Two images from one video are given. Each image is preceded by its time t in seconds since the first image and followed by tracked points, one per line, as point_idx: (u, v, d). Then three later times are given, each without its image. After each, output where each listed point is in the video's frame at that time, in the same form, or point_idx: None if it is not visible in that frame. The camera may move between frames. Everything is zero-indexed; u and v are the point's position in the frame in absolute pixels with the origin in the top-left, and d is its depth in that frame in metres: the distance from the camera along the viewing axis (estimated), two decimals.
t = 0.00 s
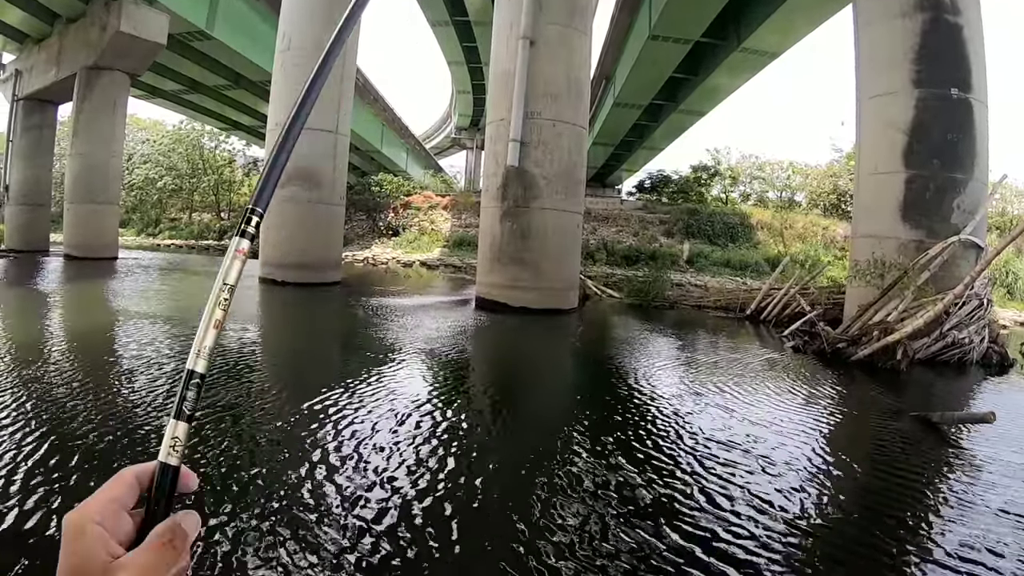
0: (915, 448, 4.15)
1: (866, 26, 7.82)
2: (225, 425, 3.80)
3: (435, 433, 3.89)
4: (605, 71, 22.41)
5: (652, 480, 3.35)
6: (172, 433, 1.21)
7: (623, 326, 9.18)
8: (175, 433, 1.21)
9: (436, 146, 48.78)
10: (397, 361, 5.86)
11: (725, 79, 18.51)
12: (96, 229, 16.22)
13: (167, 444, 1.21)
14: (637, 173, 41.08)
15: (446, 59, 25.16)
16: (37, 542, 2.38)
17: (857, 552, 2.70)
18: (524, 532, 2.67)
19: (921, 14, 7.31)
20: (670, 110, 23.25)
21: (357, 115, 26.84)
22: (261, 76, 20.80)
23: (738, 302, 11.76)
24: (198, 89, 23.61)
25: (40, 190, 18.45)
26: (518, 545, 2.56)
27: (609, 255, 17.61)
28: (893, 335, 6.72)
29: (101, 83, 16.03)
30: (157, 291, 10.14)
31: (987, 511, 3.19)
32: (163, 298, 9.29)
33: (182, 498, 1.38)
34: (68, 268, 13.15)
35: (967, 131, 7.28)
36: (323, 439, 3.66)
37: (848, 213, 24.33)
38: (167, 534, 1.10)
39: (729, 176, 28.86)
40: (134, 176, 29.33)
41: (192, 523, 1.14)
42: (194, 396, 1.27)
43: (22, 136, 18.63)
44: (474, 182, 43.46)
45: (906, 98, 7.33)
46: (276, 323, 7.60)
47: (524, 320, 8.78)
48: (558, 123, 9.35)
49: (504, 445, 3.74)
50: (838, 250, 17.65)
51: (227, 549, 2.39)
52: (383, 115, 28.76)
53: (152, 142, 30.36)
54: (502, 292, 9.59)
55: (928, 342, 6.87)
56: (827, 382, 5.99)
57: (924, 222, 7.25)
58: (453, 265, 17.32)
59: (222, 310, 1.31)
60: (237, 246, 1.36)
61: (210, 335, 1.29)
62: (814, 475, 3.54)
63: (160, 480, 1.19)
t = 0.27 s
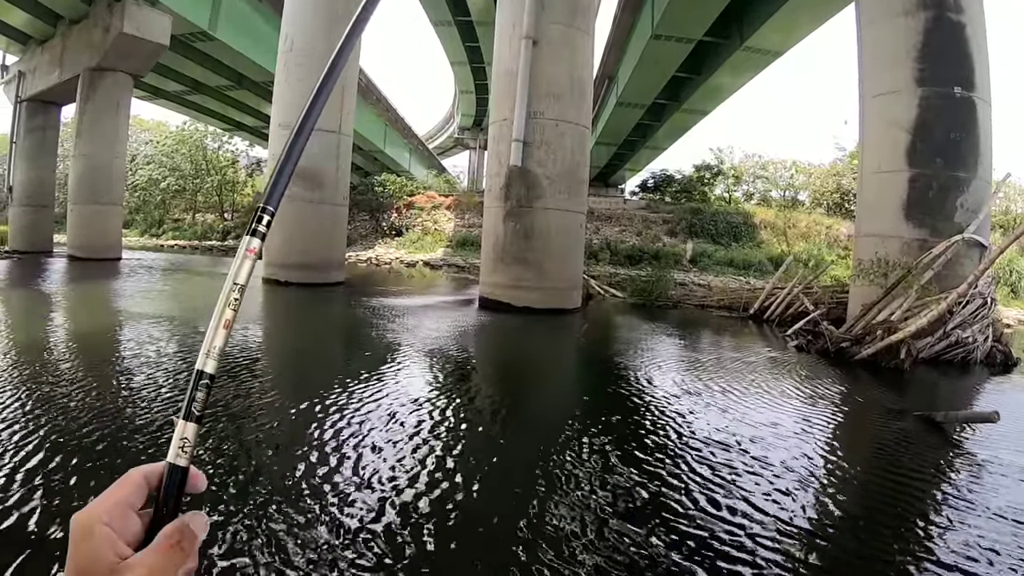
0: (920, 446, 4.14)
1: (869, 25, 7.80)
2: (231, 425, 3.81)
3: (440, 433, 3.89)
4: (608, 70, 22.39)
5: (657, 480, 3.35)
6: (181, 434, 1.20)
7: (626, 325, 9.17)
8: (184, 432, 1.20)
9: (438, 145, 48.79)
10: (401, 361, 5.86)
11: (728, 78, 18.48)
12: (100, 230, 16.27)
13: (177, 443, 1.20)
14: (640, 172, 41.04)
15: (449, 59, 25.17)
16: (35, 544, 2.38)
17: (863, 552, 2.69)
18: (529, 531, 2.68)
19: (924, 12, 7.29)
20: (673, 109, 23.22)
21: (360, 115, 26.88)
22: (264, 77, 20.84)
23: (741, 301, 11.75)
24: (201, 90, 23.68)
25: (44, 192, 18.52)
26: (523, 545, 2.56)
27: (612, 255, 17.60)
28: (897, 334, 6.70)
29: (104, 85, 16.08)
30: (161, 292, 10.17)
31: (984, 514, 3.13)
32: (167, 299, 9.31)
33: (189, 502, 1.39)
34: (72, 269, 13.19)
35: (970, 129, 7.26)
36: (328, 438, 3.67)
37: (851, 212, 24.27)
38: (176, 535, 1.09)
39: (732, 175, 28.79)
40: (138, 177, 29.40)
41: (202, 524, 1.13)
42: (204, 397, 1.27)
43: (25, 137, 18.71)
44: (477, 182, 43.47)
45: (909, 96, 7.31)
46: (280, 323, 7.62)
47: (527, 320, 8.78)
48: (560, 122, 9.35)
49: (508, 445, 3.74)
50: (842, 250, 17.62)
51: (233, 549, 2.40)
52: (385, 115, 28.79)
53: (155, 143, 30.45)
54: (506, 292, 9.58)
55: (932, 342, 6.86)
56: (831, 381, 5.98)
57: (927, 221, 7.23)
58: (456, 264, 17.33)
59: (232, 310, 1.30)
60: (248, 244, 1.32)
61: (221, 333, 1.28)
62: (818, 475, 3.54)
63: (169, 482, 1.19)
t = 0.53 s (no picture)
0: (922, 446, 4.13)
1: (871, 23, 7.78)
2: (233, 425, 3.82)
3: (442, 432, 3.89)
4: (609, 69, 22.37)
5: (659, 479, 3.34)
6: (169, 423, 1.20)
7: (628, 324, 9.17)
8: (172, 422, 1.20)
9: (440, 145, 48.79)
10: (403, 361, 5.86)
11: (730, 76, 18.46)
12: (102, 230, 16.29)
13: (164, 434, 1.20)
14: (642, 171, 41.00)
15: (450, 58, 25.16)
16: (32, 544, 2.39)
17: (865, 552, 2.67)
18: (529, 531, 2.67)
19: (926, 11, 7.27)
20: (675, 108, 23.19)
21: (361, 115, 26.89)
22: (265, 76, 20.85)
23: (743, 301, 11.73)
24: (203, 90, 23.72)
25: (46, 192, 18.56)
26: (523, 545, 2.55)
27: (614, 254, 17.59)
28: (899, 333, 6.68)
29: (106, 85, 16.10)
30: (163, 291, 10.19)
31: (976, 517, 3.08)
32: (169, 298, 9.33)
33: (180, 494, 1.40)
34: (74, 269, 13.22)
35: (973, 128, 7.25)
36: (330, 438, 3.68)
37: (853, 211, 24.22)
38: (165, 527, 1.11)
39: (735, 174, 28.73)
40: (140, 177, 29.44)
41: (190, 514, 1.16)
42: (193, 383, 1.26)
43: (27, 138, 18.75)
44: (479, 182, 43.46)
45: (912, 95, 7.29)
46: (281, 323, 7.62)
47: (529, 320, 8.77)
48: (562, 122, 9.35)
49: (510, 445, 3.74)
50: (845, 249, 17.58)
51: (234, 550, 2.40)
52: (387, 114, 28.79)
53: (158, 144, 30.49)
54: (508, 291, 9.58)
55: (935, 341, 6.84)
56: (833, 381, 5.97)
57: (929, 220, 7.21)
58: (458, 264, 17.33)
59: (220, 294, 1.29)
60: (236, 227, 1.34)
61: (206, 317, 1.27)
62: (820, 474, 3.53)
63: (156, 473, 1.19)
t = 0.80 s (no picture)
0: (924, 445, 4.12)
1: (873, 22, 7.77)
2: (235, 425, 3.82)
3: (443, 432, 3.89)
4: (611, 68, 22.35)
5: (661, 480, 3.33)
6: (162, 416, 1.23)
7: (629, 324, 9.16)
8: (165, 412, 1.23)
9: (442, 145, 48.80)
10: (405, 360, 5.86)
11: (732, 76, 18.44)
12: (104, 230, 16.32)
13: (157, 427, 1.23)
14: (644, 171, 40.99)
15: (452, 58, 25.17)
16: (34, 544, 2.39)
17: (868, 552, 2.66)
18: (531, 531, 2.67)
19: (928, 10, 7.25)
20: (677, 107, 23.17)
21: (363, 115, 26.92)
22: (267, 77, 20.88)
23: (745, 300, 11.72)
24: (205, 90, 23.75)
25: (48, 192, 18.60)
26: (524, 546, 2.55)
27: (616, 253, 17.58)
28: (901, 332, 6.66)
29: (108, 85, 16.13)
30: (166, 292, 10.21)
31: (973, 520, 3.03)
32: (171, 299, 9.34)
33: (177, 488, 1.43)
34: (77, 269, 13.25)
35: (975, 127, 7.23)
36: (332, 438, 3.67)
37: (856, 210, 24.18)
38: (159, 522, 1.11)
39: (737, 174, 28.69)
40: (143, 177, 29.48)
41: (186, 508, 1.16)
42: (185, 374, 1.28)
43: (30, 138, 18.80)
44: (481, 182, 43.43)
45: (914, 94, 7.28)
46: (284, 323, 7.63)
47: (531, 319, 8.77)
48: (564, 121, 9.35)
49: (511, 444, 3.73)
50: (847, 248, 17.56)
51: (234, 550, 2.40)
52: (389, 114, 28.81)
53: (160, 144, 30.55)
54: (511, 291, 9.57)
55: (937, 340, 6.82)
56: (835, 380, 5.96)
57: (932, 220, 7.20)
58: (460, 263, 17.33)
59: (212, 283, 1.31)
60: (228, 213, 1.38)
61: (196, 309, 1.29)
62: (823, 474, 3.52)
63: (150, 466, 1.21)
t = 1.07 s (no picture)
0: (926, 445, 4.12)
1: (875, 22, 7.75)
2: (240, 426, 3.82)
3: (445, 433, 3.89)
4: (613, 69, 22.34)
5: (663, 480, 3.32)
6: (180, 433, 1.21)
7: (632, 324, 9.15)
8: (183, 428, 1.21)
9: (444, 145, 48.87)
10: (407, 361, 5.86)
11: (734, 76, 18.44)
12: (106, 229, 16.35)
13: (175, 443, 1.21)
14: (646, 171, 40.98)
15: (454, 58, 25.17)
16: (35, 545, 2.39)
17: (872, 553, 2.66)
18: (533, 532, 2.66)
19: (930, 9, 7.24)
20: (679, 107, 23.15)
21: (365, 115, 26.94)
22: (269, 77, 20.89)
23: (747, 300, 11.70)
24: (207, 90, 23.79)
25: (51, 192, 18.64)
26: (527, 547, 2.54)
27: (618, 254, 17.57)
28: (904, 332, 6.65)
29: (111, 85, 16.15)
30: (168, 292, 10.22)
31: (970, 524, 2.98)
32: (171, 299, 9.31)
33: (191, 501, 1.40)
34: (79, 269, 13.27)
35: (977, 127, 7.22)
36: (332, 439, 3.67)
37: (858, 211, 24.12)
38: (175, 536, 1.10)
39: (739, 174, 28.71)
40: (145, 177, 29.54)
41: (202, 521, 1.15)
42: (203, 394, 1.27)
43: (32, 138, 18.85)
44: (482, 182, 43.42)
45: (916, 94, 7.26)
46: (286, 323, 7.64)
47: (533, 319, 8.77)
48: (567, 121, 9.35)
49: (514, 445, 3.73)
50: (849, 248, 17.54)
51: (236, 550, 2.40)
52: (391, 114, 28.82)
53: (162, 144, 30.59)
54: (515, 292, 9.55)
55: (939, 340, 6.81)
56: (837, 380, 5.95)
57: (934, 220, 7.18)
58: (462, 263, 17.34)
59: (232, 305, 1.30)
60: (248, 239, 1.34)
61: (220, 329, 1.29)
62: (826, 475, 3.51)
63: (166, 479, 1.20)
